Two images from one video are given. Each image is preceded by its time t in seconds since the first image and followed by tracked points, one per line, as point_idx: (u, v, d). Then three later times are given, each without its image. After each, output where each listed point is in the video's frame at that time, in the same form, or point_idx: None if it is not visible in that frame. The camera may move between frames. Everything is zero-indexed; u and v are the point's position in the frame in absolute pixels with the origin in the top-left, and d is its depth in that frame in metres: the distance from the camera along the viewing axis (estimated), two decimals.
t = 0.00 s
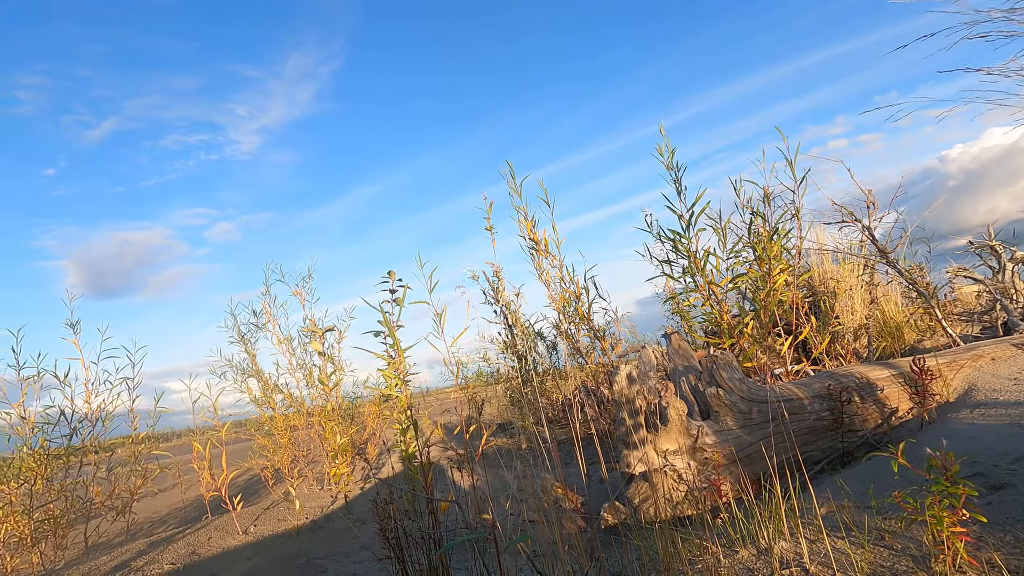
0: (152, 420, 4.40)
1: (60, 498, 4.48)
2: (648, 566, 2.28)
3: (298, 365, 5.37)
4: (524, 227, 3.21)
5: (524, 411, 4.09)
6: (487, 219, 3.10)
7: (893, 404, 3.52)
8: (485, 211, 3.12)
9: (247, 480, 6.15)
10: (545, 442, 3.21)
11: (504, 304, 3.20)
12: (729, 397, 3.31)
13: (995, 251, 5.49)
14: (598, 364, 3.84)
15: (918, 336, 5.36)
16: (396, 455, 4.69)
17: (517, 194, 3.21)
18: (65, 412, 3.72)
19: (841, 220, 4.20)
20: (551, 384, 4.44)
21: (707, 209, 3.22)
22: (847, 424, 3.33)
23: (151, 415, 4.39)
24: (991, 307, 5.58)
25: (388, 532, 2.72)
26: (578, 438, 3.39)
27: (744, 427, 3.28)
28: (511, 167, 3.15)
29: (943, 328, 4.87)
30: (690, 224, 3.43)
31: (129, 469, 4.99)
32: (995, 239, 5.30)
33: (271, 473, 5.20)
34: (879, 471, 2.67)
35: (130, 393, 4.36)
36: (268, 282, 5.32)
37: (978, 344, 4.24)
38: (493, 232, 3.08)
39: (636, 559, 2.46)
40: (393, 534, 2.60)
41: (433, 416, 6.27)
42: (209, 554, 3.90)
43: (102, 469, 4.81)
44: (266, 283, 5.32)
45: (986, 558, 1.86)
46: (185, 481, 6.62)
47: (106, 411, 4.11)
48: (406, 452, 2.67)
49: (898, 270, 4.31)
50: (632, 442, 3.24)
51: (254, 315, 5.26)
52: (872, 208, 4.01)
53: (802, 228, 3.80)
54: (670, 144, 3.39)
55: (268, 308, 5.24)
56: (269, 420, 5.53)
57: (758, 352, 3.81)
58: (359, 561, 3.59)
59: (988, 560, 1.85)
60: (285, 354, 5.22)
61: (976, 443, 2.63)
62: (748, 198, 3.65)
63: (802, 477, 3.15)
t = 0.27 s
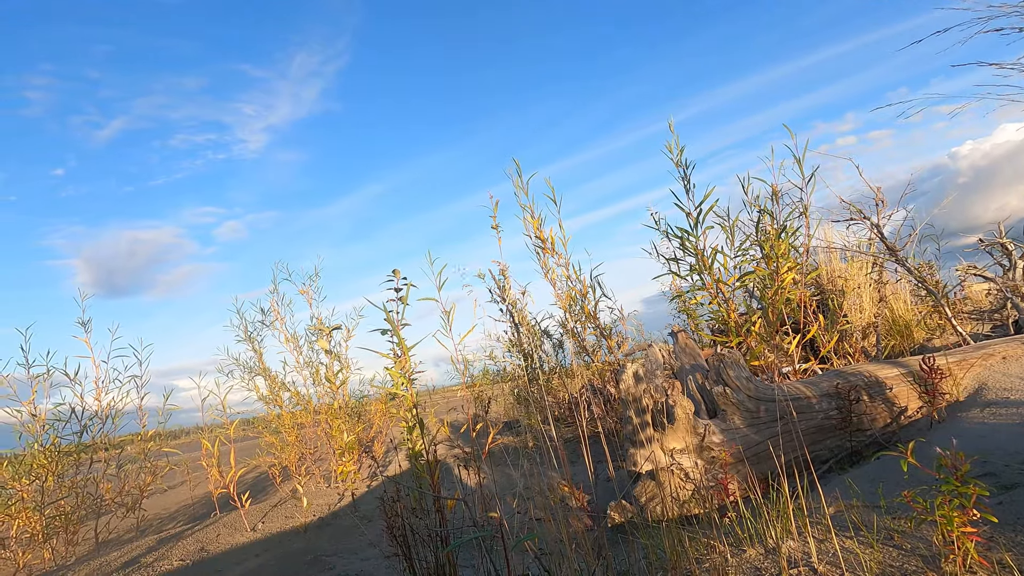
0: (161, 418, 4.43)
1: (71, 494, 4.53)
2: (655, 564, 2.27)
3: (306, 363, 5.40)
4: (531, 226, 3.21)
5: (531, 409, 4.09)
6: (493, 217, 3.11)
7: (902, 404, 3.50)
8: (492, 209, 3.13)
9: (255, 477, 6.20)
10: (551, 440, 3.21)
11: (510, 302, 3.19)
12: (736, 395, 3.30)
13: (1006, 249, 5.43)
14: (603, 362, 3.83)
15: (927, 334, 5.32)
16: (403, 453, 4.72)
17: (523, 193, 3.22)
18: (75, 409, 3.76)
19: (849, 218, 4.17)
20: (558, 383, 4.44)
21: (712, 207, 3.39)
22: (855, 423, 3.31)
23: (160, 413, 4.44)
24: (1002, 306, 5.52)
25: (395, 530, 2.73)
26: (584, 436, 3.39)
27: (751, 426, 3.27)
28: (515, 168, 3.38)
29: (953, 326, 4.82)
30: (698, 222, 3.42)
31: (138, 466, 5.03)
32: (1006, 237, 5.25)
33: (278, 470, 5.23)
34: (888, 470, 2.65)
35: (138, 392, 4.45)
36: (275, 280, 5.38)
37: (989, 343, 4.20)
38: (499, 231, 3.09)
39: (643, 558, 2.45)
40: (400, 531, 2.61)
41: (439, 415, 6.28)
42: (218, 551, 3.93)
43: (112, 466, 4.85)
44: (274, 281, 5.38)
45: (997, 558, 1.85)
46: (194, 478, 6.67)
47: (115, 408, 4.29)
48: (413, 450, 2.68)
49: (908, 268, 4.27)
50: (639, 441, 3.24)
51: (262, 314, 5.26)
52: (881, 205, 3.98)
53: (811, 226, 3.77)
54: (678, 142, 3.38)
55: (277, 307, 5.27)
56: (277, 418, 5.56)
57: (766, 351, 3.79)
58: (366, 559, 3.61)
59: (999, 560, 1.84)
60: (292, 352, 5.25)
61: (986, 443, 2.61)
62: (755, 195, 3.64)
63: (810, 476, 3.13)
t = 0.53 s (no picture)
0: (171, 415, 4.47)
1: (83, 491, 4.58)
2: (664, 563, 2.26)
3: (313, 361, 5.42)
4: (538, 224, 3.20)
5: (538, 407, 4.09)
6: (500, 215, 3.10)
7: (913, 402, 3.46)
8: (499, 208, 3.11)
9: (264, 474, 6.23)
10: (559, 438, 3.20)
11: (517, 300, 3.18)
12: (745, 394, 3.29)
13: (1018, 246, 5.37)
14: (611, 360, 3.82)
15: (938, 333, 5.27)
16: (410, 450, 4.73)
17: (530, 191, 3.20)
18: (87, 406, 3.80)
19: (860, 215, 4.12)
20: (565, 381, 4.43)
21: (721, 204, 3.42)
22: (866, 422, 3.29)
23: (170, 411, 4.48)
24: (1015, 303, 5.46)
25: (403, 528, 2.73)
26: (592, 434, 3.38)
27: (761, 425, 3.25)
28: (521, 161, 3.37)
29: (964, 324, 4.78)
30: (706, 219, 3.40)
31: (149, 463, 5.07)
32: (1018, 234, 5.19)
33: (287, 468, 5.26)
34: (900, 470, 2.63)
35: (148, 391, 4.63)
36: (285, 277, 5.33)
37: (1001, 341, 4.15)
38: (507, 229, 3.07)
39: (652, 556, 2.44)
40: (408, 528, 2.62)
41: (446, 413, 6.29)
42: (227, 547, 3.96)
43: (122, 462, 4.89)
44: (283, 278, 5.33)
45: (1012, 559, 1.82)
46: (203, 475, 6.72)
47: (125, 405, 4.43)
48: (421, 448, 2.69)
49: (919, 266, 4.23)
50: (647, 439, 3.23)
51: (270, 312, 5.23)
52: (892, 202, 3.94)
53: (821, 224, 3.74)
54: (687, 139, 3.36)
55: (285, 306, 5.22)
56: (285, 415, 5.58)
57: (775, 349, 3.76)
58: (375, 556, 3.62)
59: (1013, 561, 1.81)
60: (300, 350, 5.27)
61: (1000, 443, 2.57)
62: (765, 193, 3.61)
63: (819, 475, 3.11)
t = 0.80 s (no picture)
0: (183, 413, 4.52)
1: (95, 487, 4.63)
2: (672, 562, 2.25)
3: (322, 359, 5.46)
4: (546, 222, 3.19)
5: (545, 405, 4.09)
6: (507, 214, 3.10)
7: (925, 402, 3.43)
8: (506, 206, 3.11)
9: (273, 472, 6.28)
10: (567, 437, 3.20)
11: (525, 298, 3.18)
12: (753, 393, 3.28)
13: None
14: (619, 358, 3.81)
15: (950, 332, 5.21)
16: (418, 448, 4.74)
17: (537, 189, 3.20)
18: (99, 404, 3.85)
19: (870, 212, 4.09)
20: (573, 379, 4.43)
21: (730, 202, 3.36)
22: (877, 421, 3.26)
23: (181, 409, 4.53)
24: None
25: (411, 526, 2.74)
26: (600, 433, 3.38)
27: (770, 424, 3.23)
28: (528, 161, 3.25)
29: (977, 323, 4.72)
30: (714, 217, 3.38)
31: (160, 460, 5.12)
32: None
33: (296, 465, 5.30)
34: (912, 469, 2.60)
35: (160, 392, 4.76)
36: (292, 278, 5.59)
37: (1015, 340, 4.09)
38: (513, 227, 3.07)
39: (660, 555, 2.43)
40: (417, 526, 2.62)
41: (454, 412, 6.30)
42: (237, 544, 3.99)
43: (134, 460, 4.95)
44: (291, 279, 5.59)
45: None
46: (213, 472, 6.77)
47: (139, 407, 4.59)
48: (428, 446, 2.70)
49: (931, 263, 4.18)
50: (655, 438, 3.22)
51: (280, 309, 5.51)
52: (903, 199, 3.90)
53: (831, 221, 3.71)
54: (694, 136, 3.36)
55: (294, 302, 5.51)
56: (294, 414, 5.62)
57: (784, 348, 3.74)
58: (383, 553, 3.64)
59: None
60: (309, 349, 5.31)
61: (1014, 442, 2.54)
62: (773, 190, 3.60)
63: (830, 474, 3.08)
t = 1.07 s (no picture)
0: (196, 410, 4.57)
1: (111, 483, 4.70)
2: (683, 562, 2.24)
3: (333, 357, 5.49)
4: (556, 220, 3.18)
5: (555, 403, 4.08)
6: (517, 213, 3.07)
7: (940, 401, 3.38)
8: (516, 204, 3.08)
9: (285, 468, 6.34)
10: (577, 435, 3.20)
11: (535, 297, 3.17)
12: (765, 391, 3.25)
13: None
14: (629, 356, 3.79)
15: (967, 330, 5.13)
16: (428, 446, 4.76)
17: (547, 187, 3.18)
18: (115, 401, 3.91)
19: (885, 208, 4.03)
20: (583, 377, 4.42)
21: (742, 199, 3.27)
22: (891, 420, 3.22)
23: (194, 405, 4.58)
24: None
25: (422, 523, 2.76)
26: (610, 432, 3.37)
27: (782, 423, 3.20)
28: (538, 160, 3.32)
29: (994, 321, 4.64)
30: (726, 215, 3.35)
31: (174, 456, 5.19)
32: None
33: (307, 462, 5.34)
34: (927, 469, 2.57)
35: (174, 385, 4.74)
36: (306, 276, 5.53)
37: None
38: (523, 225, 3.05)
39: (671, 554, 2.42)
40: (426, 523, 2.63)
41: (464, 409, 6.32)
42: (250, 539, 4.04)
43: (149, 455, 5.01)
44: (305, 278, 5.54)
45: None
46: (226, 468, 6.85)
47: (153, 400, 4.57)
48: (439, 443, 2.73)
49: (947, 261, 4.12)
50: (666, 436, 3.21)
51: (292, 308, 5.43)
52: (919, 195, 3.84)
53: (844, 218, 3.67)
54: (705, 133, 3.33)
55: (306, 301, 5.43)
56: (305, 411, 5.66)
57: (796, 346, 3.70)
58: (394, 550, 3.66)
59: None
60: (320, 346, 5.34)
61: None
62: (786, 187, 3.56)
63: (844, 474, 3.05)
